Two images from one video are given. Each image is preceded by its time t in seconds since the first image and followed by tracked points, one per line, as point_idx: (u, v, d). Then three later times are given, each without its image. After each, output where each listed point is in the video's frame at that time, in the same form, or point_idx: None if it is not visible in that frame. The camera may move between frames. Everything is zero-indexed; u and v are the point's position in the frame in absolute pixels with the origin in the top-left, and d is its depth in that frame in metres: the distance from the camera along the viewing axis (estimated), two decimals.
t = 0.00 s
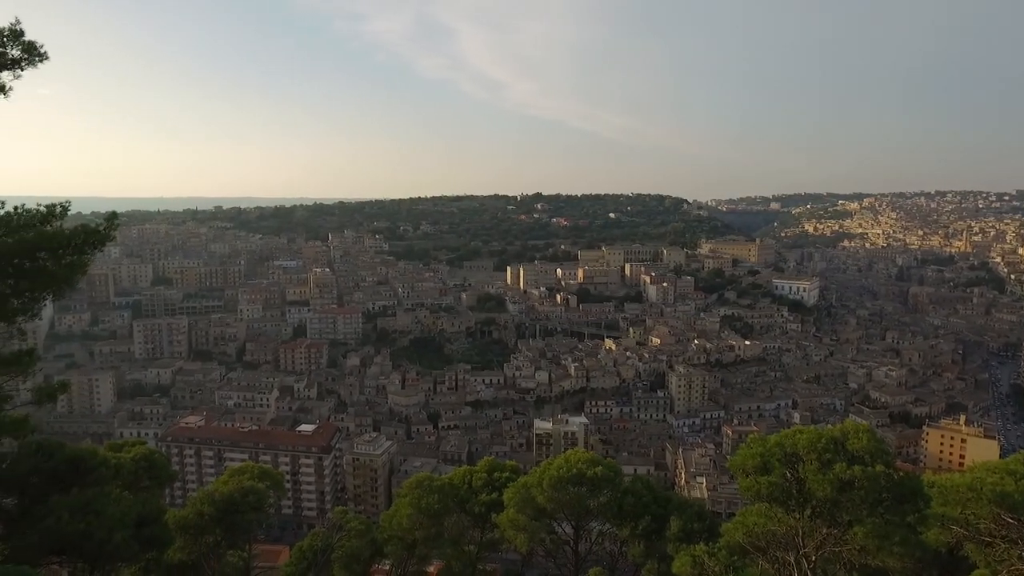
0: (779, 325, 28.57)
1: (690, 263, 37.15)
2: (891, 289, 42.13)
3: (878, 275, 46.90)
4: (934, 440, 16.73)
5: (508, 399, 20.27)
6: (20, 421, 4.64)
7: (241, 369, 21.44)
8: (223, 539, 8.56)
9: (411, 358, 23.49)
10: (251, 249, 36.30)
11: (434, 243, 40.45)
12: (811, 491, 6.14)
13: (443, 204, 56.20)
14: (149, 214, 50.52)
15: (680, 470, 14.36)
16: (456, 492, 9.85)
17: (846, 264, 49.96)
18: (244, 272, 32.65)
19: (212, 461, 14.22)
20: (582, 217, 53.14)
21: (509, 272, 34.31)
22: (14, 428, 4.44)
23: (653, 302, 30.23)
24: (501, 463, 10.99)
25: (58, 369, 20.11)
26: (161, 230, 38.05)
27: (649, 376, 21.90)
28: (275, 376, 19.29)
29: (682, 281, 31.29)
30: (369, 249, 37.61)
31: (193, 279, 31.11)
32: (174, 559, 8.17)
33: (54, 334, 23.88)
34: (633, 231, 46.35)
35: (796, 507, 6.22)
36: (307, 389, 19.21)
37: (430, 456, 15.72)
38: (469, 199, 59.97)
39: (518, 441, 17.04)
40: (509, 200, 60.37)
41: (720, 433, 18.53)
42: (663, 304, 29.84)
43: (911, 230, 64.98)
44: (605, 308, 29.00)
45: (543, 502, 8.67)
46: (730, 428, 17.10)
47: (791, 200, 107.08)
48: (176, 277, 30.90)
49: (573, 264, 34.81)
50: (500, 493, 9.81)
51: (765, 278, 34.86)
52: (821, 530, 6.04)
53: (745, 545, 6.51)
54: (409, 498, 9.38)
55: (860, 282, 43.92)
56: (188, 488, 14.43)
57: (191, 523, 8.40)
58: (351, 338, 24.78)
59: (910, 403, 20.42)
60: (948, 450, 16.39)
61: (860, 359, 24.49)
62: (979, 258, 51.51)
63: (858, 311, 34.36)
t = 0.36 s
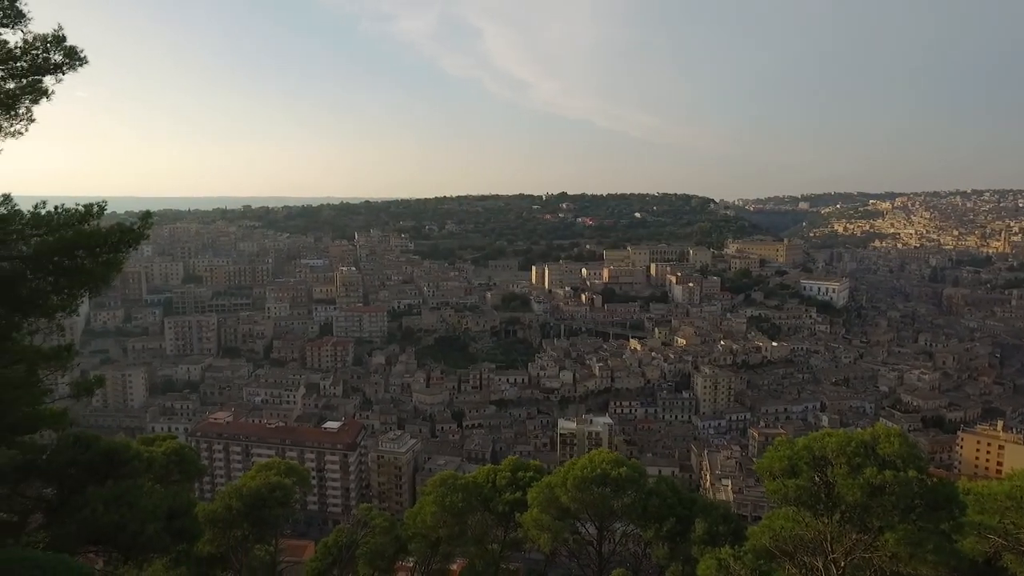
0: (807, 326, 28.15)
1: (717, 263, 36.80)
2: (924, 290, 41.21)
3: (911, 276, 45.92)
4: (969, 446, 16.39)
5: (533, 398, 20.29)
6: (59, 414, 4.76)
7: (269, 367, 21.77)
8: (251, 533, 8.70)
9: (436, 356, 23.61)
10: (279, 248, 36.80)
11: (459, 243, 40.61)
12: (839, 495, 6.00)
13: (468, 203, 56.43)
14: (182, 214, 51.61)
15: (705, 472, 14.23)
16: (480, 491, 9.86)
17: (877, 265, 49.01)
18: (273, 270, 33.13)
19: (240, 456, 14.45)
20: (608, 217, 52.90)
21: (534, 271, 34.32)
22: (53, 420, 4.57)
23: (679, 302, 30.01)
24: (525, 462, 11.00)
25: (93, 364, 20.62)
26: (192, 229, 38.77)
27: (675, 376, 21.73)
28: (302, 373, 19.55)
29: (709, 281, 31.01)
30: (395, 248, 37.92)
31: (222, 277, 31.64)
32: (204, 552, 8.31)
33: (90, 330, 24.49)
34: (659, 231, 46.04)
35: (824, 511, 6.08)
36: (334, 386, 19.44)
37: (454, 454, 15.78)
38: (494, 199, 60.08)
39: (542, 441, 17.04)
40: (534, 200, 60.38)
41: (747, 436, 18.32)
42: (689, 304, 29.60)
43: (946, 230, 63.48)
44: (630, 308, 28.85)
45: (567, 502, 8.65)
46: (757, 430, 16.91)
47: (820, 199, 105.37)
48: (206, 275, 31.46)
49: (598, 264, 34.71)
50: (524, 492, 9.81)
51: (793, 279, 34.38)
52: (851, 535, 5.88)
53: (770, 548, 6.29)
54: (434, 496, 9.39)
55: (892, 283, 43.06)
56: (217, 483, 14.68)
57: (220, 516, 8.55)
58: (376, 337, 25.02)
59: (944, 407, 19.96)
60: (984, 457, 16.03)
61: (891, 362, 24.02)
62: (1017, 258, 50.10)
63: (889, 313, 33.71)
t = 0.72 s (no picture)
0: (838, 328, 27.67)
1: (746, 263, 36.36)
2: (961, 292, 40.18)
3: (947, 278, 44.82)
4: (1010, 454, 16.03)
5: (559, 398, 20.29)
6: (99, 407, 4.89)
7: (298, 364, 22.09)
8: (280, 527, 8.83)
9: (462, 355, 23.72)
10: (309, 247, 37.29)
11: (485, 242, 40.73)
12: (873, 501, 5.86)
13: (495, 203, 56.58)
14: (214, 212, 52.62)
15: (733, 475, 14.08)
16: (505, 491, 9.87)
17: (912, 266, 47.93)
18: (302, 269, 33.60)
19: (269, 452, 14.68)
20: (635, 216, 52.60)
21: (561, 271, 34.27)
22: (93, 413, 4.70)
23: (707, 303, 29.72)
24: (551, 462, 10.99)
25: (128, 359, 21.13)
26: (224, 228, 39.49)
27: (702, 377, 21.52)
28: (330, 371, 19.78)
29: (738, 281, 30.64)
30: (422, 247, 38.17)
31: (253, 275, 32.15)
32: (234, 545, 8.45)
33: (125, 326, 25.10)
34: (687, 231, 45.63)
35: (857, 518, 5.96)
36: (361, 384, 19.64)
37: (480, 453, 15.83)
38: (520, 198, 60.14)
39: (567, 441, 17.01)
40: (560, 199, 60.29)
41: (775, 439, 18.07)
42: (718, 304, 29.30)
43: (985, 231, 61.77)
44: (657, 308, 28.65)
45: (593, 502, 8.63)
46: (786, 433, 16.67)
47: (853, 199, 103.38)
48: (237, 273, 32.03)
49: (625, 264, 34.54)
50: (549, 492, 9.80)
51: (824, 280, 33.80)
52: (885, 543, 5.77)
53: (800, 555, 6.16)
54: (460, 494, 9.44)
55: (928, 285, 42.06)
56: (246, 477, 14.93)
57: (250, 510, 8.69)
58: (403, 335, 25.22)
59: (981, 413, 19.45)
60: None
61: (926, 366, 23.47)
62: None
63: (925, 315, 32.95)
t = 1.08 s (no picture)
0: (872, 330, 27.10)
1: (777, 264, 35.82)
2: (1003, 294, 39.00)
3: (989, 279, 43.53)
4: None
5: (586, 398, 20.24)
6: (137, 401, 5.01)
7: (327, 361, 22.36)
8: (309, 523, 8.94)
9: (490, 354, 23.77)
10: (339, 246, 37.72)
11: (513, 241, 40.77)
12: (908, 508, 5.67)
13: (522, 202, 56.61)
14: (247, 212, 53.55)
15: (763, 478, 13.89)
16: (531, 490, 9.85)
17: (951, 268, 46.65)
18: (332, 268, 34.00)
19: (299, 448, 14.90)
20: (663, 216, 52.17)
21: (589, 271, 34.14)
22: (132, 407, 4.82)
23: (737, 304, 29.35)
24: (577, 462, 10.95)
25: (164, 355, 21.61)
26: (256, 227, 40.14)
27: (731, 379, 21.25)
28: (359, 369, 19.98)
29: (769, 281, 30.19)
30: (451, 247, 38.34)
31: (284, 274, 32.61)
32: (264, 539, 8.59)
33: (161, 323, 25.67)
34: (717, 230, 45.10)
35: (891, 525, 5.76)
36: (389, 382, 19.81)
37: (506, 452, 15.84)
38: (548, 197, 60.09)
39: (594, 441, 16.96)
40: (588, 199, 60.07)
41: (806, 442, 17.78)
42: (748, 305, 28.90)
43: None
44: (686, 309, 28.37)
45: (620, 503, 8.60)
46: (817, 437, 16.40)
47: (888, 198, 101.07)
48: (269, 271, 32.54)
49: (654, 264, 34.28)
50: (576, 492, 9.76)
51: (858, 281, 33.12)
52: (920, 551, 5.51)
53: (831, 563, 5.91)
54: (487, 493, 9.47)
55: (967, 287, 40.93)
56: (276, 472, 15.15)
57: (279, 504, 8.80)
58: (431, 334, 25.37)
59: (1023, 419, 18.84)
60: None
61: (966, 370, 22.84)
62: None
63: (964, 318, 32.08)
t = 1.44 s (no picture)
0: (905, 333, 26.55)
1: (807, 265, 35.29)
2: None
3: None
4: None
5: (611, 399, 20.17)
6: (170, 397, 5.12)
7: (354, 359, 22.61)
8: (335, 519, 9.04)
9: (515, 354, 23.81)
10: (366, 245, 38.10)
11: (539, 241, 40.78)
12: (943, 516, 5.44)
13: (548, 202, 56.59)
14: (277, 211, 54.39)
15: (790, 482, 13.71)
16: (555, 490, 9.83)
17: (989, 270, 45.43)
18: (359, 267, 34.37)
19: (325, 445, 15.09)
20: (690, 216, 51.73)
21: (614, 271, 33.99)
22: (165, 403, 4.93)
23: (765, 305, 28.98)
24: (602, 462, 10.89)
25: (195, 352, 22.07)
26: (285, 226, 40.72)
27: (759, 381, 20.99)
28: (385, 367, 20.16)
29: (798, 282, 29.74)
30: (476, 246, 38.47)
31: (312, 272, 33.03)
32: (292, 533, 8.73)
33: (192, 320, 26.20)
34: (745, 231, 44.58)
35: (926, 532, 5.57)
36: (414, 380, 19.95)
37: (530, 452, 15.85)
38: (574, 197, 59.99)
39: (619, 442, 16.90)
40: (614, 198, 59.80)
41: (836, 446, 17.49)
42: (776, 306, 28.50)
43: None
44: (713, 309, 28.09)
45: (645, 505, 8.55)
46: (847, 441, 16.11)
47: (923, 198, 98.83)
48: (298, 270, 32.99)
49: (681, 264, 34.01)
50: (601, 493, 9.72)
51: (891, 282, 32.47)
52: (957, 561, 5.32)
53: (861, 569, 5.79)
54: (511, 492, 9.46)
55: (1006, 289, 39.79)
56: (303, 468, 15.36)
57: (307, 500, 8.92)
58: (456, 333, 25.49)
59: None
60: None
61: (1004, 375, 22.23)
62: None
63: (1002, 321, 31.22)
